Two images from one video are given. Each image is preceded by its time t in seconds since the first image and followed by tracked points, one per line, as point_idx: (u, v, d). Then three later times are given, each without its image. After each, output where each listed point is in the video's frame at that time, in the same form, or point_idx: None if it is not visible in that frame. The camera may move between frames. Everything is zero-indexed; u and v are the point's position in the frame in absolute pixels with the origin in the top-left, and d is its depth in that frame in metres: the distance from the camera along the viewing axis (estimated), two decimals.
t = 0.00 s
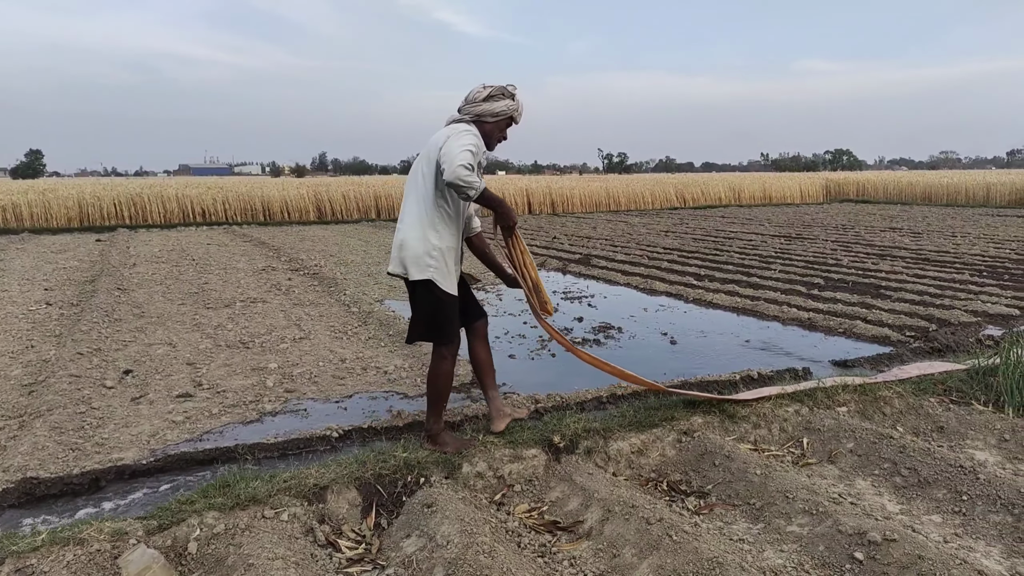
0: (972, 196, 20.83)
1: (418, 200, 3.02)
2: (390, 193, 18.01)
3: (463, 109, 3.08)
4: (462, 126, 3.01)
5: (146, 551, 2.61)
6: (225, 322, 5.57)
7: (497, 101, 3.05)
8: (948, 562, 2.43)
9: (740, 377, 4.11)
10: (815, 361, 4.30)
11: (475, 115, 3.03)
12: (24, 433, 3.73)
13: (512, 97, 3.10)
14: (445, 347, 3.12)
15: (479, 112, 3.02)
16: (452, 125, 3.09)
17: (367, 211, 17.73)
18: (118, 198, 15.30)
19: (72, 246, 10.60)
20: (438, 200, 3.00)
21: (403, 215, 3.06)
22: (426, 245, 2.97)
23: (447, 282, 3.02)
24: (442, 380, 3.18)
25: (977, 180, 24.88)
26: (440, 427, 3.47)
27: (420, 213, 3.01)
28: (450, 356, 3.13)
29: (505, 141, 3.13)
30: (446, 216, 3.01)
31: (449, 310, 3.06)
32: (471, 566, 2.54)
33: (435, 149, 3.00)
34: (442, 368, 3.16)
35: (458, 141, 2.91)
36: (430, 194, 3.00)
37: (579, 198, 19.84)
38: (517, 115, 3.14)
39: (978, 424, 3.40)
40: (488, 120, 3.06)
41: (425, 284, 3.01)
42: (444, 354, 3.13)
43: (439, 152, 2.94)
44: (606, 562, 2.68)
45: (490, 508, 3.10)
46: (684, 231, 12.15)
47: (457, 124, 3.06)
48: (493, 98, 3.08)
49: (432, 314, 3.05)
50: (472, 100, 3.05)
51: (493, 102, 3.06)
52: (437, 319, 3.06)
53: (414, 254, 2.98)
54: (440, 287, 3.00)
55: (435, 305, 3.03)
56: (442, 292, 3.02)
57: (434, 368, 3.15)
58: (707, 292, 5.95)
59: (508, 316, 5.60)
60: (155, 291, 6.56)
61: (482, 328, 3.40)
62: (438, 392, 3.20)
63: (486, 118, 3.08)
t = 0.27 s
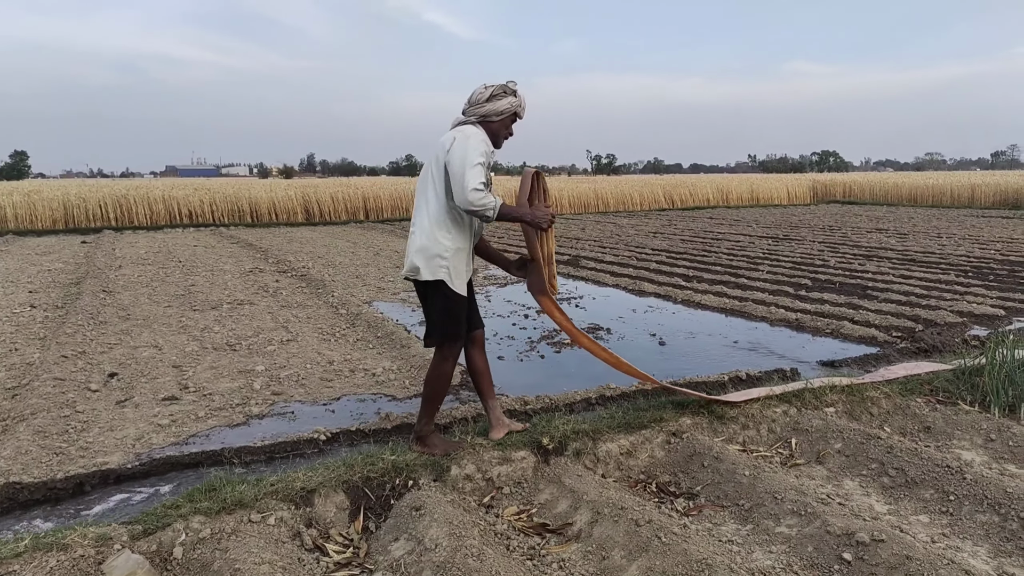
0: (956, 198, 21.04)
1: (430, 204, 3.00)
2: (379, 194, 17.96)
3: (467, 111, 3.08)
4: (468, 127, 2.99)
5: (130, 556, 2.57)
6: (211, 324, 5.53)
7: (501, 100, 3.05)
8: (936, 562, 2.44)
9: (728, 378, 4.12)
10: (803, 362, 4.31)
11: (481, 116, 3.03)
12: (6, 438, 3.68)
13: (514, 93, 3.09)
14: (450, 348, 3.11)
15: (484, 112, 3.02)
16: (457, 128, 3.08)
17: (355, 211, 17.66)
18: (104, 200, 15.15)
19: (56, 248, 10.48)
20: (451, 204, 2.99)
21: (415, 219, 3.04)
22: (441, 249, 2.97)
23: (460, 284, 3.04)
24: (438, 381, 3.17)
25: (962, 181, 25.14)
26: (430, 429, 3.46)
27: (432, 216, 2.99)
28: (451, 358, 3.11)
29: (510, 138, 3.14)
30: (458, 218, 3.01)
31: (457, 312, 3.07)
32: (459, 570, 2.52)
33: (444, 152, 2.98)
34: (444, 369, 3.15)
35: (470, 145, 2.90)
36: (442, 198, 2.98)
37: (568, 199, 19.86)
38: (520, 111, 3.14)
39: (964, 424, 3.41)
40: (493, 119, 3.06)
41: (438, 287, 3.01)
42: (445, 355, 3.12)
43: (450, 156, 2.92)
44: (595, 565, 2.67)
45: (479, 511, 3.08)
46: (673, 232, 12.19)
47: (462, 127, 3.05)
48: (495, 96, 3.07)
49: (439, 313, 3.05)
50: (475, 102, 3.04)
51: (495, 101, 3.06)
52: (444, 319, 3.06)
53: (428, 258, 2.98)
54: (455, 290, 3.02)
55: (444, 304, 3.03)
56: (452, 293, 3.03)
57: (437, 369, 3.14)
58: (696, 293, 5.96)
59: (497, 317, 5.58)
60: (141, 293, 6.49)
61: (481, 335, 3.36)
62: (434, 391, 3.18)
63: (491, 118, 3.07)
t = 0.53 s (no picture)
0: (939, 202, 21.28)
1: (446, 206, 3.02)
2: (367, 197, 17.89)
3: (484, 118, 3.14)
4: (490, 134, 3.05)
5: (111, 565, 2.53)
6: (196, 328, 5.47)
7: (518, 108, 3.13)
8: (921, 565, 2.45)
9: (715, 381, 4.13)
10: (789, 365, 4.33)
11: (500, 123, 3.10)
12: None
13: (530, 101, 3.17)
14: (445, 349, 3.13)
15: (504, 120, 3.09)
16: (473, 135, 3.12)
17: (343, 216, 17.57)
18: (87, 203, 14.98)
19: (38, 252, 10.34)
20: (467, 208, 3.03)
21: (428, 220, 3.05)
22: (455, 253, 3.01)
23: (468, 287, 3.09)
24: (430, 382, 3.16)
25: (945, 184, 25.44)
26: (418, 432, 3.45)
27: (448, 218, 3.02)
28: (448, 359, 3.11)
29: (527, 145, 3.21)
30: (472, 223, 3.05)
31: (460, 315, 3.10)
32: None
33: (463, 157, 3.02)
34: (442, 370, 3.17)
35: (495, 153, 2.97)
36: (461, 202, 3.02)
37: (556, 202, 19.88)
38: (536, 118, 3.22)
39: (949, 427, 3.44)
40: (511, 127, 3.13)
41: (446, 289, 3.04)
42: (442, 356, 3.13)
43: (472, 162, 2.97)
44: (582, 570, 2.66)
45: (466, 516, 3.06)
46: (660, 236, 12.23)
47: (481, 134, 3.10)
48: (513, 104, 3.15)
49: (442, 313, 3.08)
50: (493, 110, 3.11)
51: (513, 109, 3.14)
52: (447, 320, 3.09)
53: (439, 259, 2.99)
54: (464, 293, 3.06)
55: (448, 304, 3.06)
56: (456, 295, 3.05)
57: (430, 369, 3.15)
58: (683, 297, 5.97)
59: (484, 320, 5.56)
60: (124, 298, 6.41)
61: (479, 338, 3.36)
62: (427, 391, 3.18)
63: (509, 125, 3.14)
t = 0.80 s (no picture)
0: (921, 204, 21.55)
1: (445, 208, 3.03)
2: (352, 203, 17.84)
3: (485, 123, 3.15)
4: (491, 140, 3.07)
5: None
6: (179, 336, 5.41)
7: (519, 112, 3.14)
8: (906, 566, 2.46)
9: (702, 384, 4.14)
10: (775, 367, 4.35)
11: (501, 128, 3.11)
12: None
13: (530, 105, 3.19)
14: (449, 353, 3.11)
15: (505, 125, 3.10)
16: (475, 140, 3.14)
17: (328, 220, 17.55)
18: (69, 210, 14.81)
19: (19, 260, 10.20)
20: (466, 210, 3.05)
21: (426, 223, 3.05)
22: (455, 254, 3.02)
23: (468, 289, 3.09)
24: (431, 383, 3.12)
25: (927, 187, 25.75)
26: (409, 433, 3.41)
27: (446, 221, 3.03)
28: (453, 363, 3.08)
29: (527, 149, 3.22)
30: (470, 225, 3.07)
31: (464, 319, 3.08)
32: None
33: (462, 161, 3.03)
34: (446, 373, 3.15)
35: (494, 156, 3.00)
36: (460, 203, 3.04)
37: (542, 207, 19.93)
38: (536, 122, 3.23)
39: (933, 427, 3.46)
40: (512, 131, 3.14)
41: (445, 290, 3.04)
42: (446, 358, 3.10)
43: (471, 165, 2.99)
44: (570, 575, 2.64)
45: (453, 522, 3.04)
46: (646, 240, 12.28)
47: (482, 139, 3.11)
48: (513, 109, 3.16)
49: (448, 316, 3.05)
50: (494, 115, 3.12)
51: (513, 114, 3.15)
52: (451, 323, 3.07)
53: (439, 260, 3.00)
54: (464, 295, 3.06)
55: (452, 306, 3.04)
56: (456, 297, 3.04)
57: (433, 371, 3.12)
58: (669, 300, 5.99)
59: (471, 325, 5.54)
60: (106, 306, 6.33)
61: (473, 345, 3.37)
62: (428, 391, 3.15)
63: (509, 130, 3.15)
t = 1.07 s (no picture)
0: (906, 206, 21.76)
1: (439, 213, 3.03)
2: (340, 209, 17.79)
3: (474, 127, 3.15)
4: (482, 144, 3.07)
5: None
6: (165, 344, 5.36)
7: (507, 115, 3.14)
8: (894, 567, 2.46)
9: (689, 388, 4.14)
10: (762, 370, 4.36)
11: (490, 132, 3.11)
12: None
13: (518, 106, 3.18)
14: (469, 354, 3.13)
15: (493, 129, 3.11)
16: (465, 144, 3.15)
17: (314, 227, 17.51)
18: (54, 217, 14.66)
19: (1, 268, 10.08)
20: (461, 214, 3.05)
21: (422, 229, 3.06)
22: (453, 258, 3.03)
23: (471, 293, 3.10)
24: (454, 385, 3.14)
25: (912, 189, 26.02)
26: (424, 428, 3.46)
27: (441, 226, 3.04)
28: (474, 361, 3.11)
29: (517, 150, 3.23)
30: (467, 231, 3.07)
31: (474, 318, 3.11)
32: None
33: (455, 166, 3.04)
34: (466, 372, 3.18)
35: (486, 161, 2.98)
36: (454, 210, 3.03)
37: (530, 211, 19.96)
38: (524, 122, 3.23)
39: (919, 428, 3.47)
40: (502, 134, 3.14)
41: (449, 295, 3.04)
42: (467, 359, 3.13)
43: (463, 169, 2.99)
44: None
45: (441, 529, 3.02)
46: (634, 243, 12.32)
47: (472, 144, 3.12)
48: (501, 111, 3.15)
49: (463, 319, 3.07)
50: (482, 120, 3.12)
51: (502, 116, 3.14)
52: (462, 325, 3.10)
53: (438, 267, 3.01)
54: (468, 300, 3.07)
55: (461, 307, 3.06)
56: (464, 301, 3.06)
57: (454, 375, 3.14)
58: (657, 304, 6.00)
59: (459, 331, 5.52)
60: (91, 314, 6.27)
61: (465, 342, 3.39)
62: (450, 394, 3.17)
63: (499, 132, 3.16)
